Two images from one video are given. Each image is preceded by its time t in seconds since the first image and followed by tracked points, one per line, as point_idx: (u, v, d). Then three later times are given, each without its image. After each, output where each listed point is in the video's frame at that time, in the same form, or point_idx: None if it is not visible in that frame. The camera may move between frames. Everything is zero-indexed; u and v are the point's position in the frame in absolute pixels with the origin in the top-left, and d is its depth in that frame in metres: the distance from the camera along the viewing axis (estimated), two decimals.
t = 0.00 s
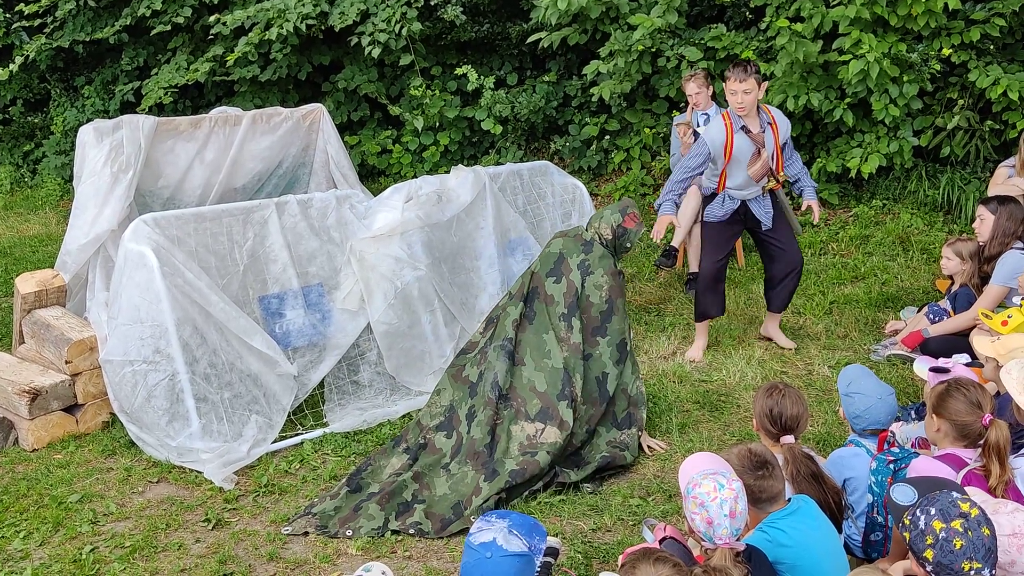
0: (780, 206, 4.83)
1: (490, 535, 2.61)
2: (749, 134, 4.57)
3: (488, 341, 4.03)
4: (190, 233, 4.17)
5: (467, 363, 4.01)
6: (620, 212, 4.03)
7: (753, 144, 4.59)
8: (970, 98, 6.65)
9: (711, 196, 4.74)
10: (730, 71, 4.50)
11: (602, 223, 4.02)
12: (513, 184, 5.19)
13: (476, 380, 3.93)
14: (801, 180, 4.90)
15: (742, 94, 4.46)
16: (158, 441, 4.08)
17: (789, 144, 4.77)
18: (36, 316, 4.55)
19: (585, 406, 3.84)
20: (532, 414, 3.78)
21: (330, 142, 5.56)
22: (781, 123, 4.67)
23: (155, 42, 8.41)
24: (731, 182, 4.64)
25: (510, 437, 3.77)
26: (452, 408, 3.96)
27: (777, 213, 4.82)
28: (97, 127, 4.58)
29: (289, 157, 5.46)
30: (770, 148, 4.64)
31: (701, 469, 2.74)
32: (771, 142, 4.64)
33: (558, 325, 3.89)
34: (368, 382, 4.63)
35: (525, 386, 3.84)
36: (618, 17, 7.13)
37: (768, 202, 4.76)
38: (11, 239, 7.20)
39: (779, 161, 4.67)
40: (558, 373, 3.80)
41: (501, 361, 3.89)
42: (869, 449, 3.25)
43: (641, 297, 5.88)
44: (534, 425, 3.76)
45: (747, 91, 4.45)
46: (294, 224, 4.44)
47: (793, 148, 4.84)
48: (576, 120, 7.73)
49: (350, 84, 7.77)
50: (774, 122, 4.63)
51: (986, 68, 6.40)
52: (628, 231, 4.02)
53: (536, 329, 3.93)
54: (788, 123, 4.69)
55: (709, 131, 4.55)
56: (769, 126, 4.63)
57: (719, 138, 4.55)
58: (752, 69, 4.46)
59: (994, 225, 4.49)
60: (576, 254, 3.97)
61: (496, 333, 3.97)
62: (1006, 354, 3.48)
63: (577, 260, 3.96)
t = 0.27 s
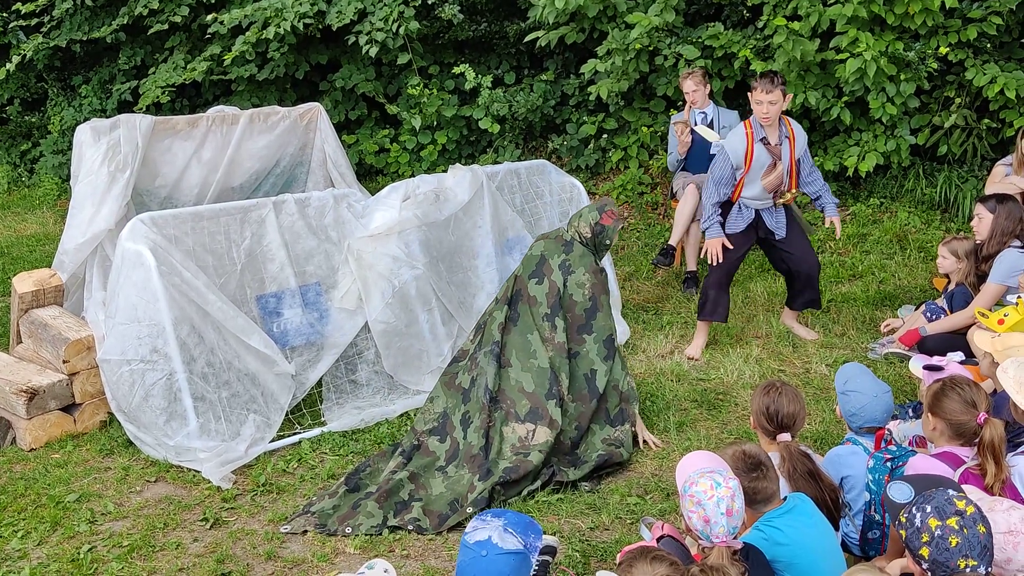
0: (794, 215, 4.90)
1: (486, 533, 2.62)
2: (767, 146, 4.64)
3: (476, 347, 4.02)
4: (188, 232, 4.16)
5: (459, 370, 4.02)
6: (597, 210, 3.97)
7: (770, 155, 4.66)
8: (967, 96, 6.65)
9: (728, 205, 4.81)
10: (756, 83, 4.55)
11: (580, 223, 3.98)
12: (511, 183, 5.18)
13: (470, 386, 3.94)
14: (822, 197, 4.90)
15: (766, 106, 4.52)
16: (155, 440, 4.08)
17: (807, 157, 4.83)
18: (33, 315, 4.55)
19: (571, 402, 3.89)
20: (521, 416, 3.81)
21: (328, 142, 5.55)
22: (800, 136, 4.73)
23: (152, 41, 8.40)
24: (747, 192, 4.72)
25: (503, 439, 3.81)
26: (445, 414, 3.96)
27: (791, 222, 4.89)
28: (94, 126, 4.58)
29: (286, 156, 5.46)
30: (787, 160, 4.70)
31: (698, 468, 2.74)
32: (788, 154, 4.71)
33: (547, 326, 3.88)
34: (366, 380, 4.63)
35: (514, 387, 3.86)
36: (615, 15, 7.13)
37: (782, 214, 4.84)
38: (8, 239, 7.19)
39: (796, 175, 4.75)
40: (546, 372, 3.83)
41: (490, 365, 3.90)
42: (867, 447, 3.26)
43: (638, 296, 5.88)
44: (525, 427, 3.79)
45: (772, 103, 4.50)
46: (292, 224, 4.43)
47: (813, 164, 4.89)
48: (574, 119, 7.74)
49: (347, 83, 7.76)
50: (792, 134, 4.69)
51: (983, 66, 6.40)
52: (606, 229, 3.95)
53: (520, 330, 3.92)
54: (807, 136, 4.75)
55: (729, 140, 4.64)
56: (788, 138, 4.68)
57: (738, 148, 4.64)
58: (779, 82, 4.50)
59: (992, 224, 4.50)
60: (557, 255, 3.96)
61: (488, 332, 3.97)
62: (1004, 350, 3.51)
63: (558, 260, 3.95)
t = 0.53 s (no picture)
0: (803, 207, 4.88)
1: (484, 531, 2.61)
2: (784, 126, 4.64)
3: (473, 348, 4.04)
4: (186, 231, 4.16)
5: (456, 373, 4.03)
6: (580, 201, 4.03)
7: (786, 136, 4.67)
8: (966, 94, 6.64)
9: (739, 187, 4.80)
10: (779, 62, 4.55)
11: (565, 217, 4.03)
12: (508, 182, 5.17)
13: (466, 387, 3.95)
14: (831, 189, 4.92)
15: (787, 87, 4.53)
16: (153, 439, 4.07)
17: (822, 148, 4.83)
18: (31, 314, 4.54)
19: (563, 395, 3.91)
20: (516, 412, 3.82)
21: (326, 141, 5.55)
22: (817, 124, 4.73)
23: (150, 40, 8.39)
24: (759, 172, 4.71)
25: (498, 435, 3.82)
26: (441, 414, 3.96)
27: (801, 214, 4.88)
28: (92, 125, 4.57)
29: (284, 155, 5.46)
30: (802, 144, 4.71)
31: (696, 466, 2.75)
32: (803, 139, 4.72)
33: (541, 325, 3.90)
34: (364, 379, 4.63)
35: (508, 383, 3.87)
36: (613, 14, 7.13)
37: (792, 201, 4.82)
38: (6, 238, 7.18)
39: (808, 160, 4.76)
40: (538, 367, 3.85)
41: (484, 364, 3.91)
42: (865, 445, 3.21)
43: (637, 294, 5.88)
44: (519, 423, 3.80)
45: (793, 84, 4.52)
46: (290, 222, 4.43)
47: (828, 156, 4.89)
48: (572, 117, 7.74)
49: (345, 82, 7.76)
50: (810, 120, 4.69)
51: (981, 65, 6.41)
52: (589, 218, 4.01)
53: (512, 327, 3.95)
54: (825, 126, 4.75)
55: (747, 116, 4.64)
56: (805, 123, 4.68)
57: (754, 124, 4.64)
58: (801, 63, 4.52)
59: (992, 223, 4.50)
60: (546, 251, 3.99)
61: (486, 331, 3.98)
62: (1002, 348, 3.49)
63: (547, 256, 3.98)
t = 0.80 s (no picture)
0: (802, 201, 4.88)
1: (483, 531, 2.62)
2: (777, 119, 4.65)
3: (470, 348, 4.04)
4: (186, 230, 4.16)
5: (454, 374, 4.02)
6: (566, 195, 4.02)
7: (779, 129, 4.67)
8: (965, 94, 6.64)
9: (738, 184, 4.80)
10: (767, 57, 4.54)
11: (553, 212, 4.02)
12: (508, 181, 5.17)
13: (463, 388, 3.95)
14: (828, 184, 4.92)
15: (777, 80, 4.51)
16: (153, 439, 4.07)
17: (818, 140, 4.82)
18: (30, 314, 4.54)
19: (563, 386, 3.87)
20: (514, 408, 3.82)
21: (326, 141, 5.56)
22: (810, 115, 4.73)
23: (149, 39, 8.38)
24: (757, 168, 4.71)
25: (497, 432, 3.82)
26: (440, 414, 3.96)
27: (799, 209, 4.88)
28: (91, 124, 4.57)
29: (284, 154, 5.46)
30: (797, 137, 4.70)
31: (695, 466, 2.75)
32: (798, 132, 4.71)
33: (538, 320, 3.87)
34: (364, 379, 4.63)
35: (505, 380, 3.86)
36: (613, 13, 7.13)
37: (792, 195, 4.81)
38: (5, 237, 7.18)
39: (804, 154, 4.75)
40: (535, 361, 3.82)
41: (480, 364, 3.91)
42: (864, 445, 3.21)
43: (636, 294, 5.88)
44: (518, 419, 3.80)
45: (782, 77, 4.49)
46: (290, 222, 4.43)
47: (824, 149, 4.88)
48: (572, 117, 7.74)
49: (345, 81, 7.76)
50: (803, 112, 4.69)
51: (981, 64, 6.41)
52: (577, 210, 3.99)
53: (508, 325, 3.93)
54: (818, 117, 4.75)
55: (739, 112, 4.66)
56: (798, 115, 4.67)
57: (746, 120, 4.66)
58: (790, 56, 4.48)
59: (992, 223, 4.50)
60: (537, 248, 3.97)
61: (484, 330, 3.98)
62: (1000, 348, 3.49)
63: (539, 253, 3.95)
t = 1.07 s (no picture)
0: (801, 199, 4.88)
1: (485, 531, 2.62)
2: (774, 116, 4.66)
3: (471, 348, 4.04)
4: (187, 230, 4.16)
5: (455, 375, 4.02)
6: (562, 193, 4.03)
7: (777, 126, 4.67)
8: (966, 95, 6.65)
9: (738, 182, 4.79)
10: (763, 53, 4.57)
11: (549, 211, 4.04)
12: (509, 182, 5.18)
13: (464, 389, 3.95)
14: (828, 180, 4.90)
15: (773, 77, 4.53)
16: (154, 439, 4.07)
17: (816, 137, 4.83)
18: (32, 313, 4.54)
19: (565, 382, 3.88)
20: (515, 406, 3.82)
21: (327, 141, 5.56)
22: (808, 112, 4.74)
23: (150, 39, 8.39)
24: (756, 165, 4.71)
25: (498, 432, 3.82)
26: (441, 415, 3.96)
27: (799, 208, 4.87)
28: (93, 124, 4.57)
29: (285, 154, 5.46)
30: (795, 133, 4.71)
31: (697, 467, 2.75)
32: (796, 128, 4.72)
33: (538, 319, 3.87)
34: (365, 379, 4.63)
35: (506, 378, 3.86)
36: (614, 14, 7.13)
37: (792, 193, 4.81)
38: (6, 237, 7.18)
39: (803, 150, 4.74)
40: (535, 359, 3.83)
41: (480, 364, 3.92)
42: (865, 446, 3.22)
43: (637, 295, 5.89)
44: (519, 417, 3.80)
45: (779, 74, 4.52)
46: (291, 222, 4.44)
47: (823, 147, 4.88)
48: (572, 117, 7.74)
49: (346, 81, 7.76)
50: (800, 108, 4.70)
51: (982, 65, 6.40)
52: (573, 209, 4.00)
53: (508, 324, 3.93)
54: (816, 114, 4.75)
55: (737, 110, 4.68)
56: (796, 111, 4.69)
57: (744, 117, 4.67)
58: (786, 53, 4.53)
59: (994, 224, 4.50)
60: (535, 248, 3.99)
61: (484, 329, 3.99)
62: (1000, 349, 3.48)
63: (536, 252, 3.97)
